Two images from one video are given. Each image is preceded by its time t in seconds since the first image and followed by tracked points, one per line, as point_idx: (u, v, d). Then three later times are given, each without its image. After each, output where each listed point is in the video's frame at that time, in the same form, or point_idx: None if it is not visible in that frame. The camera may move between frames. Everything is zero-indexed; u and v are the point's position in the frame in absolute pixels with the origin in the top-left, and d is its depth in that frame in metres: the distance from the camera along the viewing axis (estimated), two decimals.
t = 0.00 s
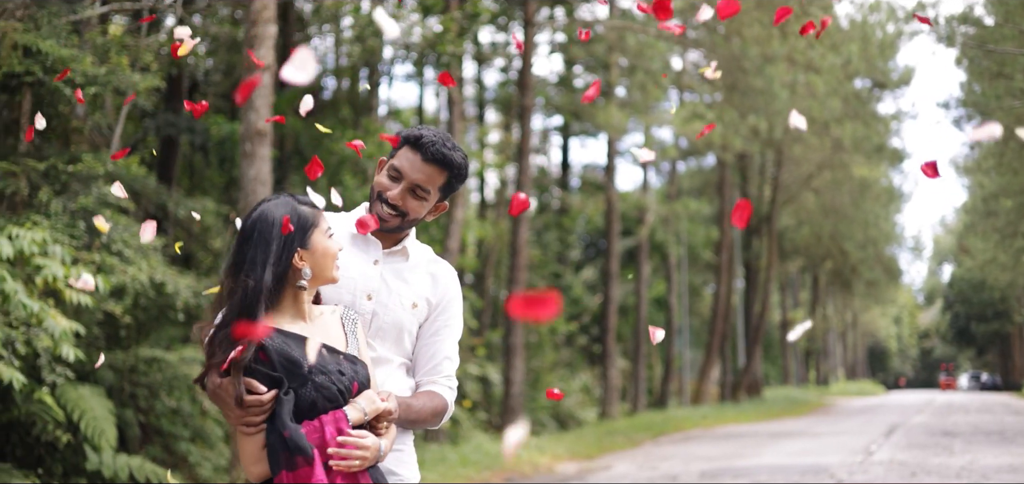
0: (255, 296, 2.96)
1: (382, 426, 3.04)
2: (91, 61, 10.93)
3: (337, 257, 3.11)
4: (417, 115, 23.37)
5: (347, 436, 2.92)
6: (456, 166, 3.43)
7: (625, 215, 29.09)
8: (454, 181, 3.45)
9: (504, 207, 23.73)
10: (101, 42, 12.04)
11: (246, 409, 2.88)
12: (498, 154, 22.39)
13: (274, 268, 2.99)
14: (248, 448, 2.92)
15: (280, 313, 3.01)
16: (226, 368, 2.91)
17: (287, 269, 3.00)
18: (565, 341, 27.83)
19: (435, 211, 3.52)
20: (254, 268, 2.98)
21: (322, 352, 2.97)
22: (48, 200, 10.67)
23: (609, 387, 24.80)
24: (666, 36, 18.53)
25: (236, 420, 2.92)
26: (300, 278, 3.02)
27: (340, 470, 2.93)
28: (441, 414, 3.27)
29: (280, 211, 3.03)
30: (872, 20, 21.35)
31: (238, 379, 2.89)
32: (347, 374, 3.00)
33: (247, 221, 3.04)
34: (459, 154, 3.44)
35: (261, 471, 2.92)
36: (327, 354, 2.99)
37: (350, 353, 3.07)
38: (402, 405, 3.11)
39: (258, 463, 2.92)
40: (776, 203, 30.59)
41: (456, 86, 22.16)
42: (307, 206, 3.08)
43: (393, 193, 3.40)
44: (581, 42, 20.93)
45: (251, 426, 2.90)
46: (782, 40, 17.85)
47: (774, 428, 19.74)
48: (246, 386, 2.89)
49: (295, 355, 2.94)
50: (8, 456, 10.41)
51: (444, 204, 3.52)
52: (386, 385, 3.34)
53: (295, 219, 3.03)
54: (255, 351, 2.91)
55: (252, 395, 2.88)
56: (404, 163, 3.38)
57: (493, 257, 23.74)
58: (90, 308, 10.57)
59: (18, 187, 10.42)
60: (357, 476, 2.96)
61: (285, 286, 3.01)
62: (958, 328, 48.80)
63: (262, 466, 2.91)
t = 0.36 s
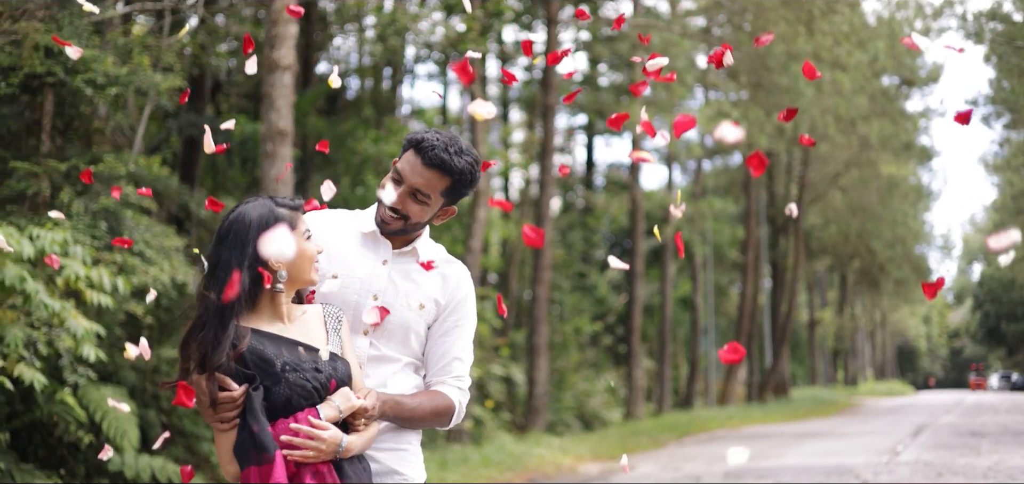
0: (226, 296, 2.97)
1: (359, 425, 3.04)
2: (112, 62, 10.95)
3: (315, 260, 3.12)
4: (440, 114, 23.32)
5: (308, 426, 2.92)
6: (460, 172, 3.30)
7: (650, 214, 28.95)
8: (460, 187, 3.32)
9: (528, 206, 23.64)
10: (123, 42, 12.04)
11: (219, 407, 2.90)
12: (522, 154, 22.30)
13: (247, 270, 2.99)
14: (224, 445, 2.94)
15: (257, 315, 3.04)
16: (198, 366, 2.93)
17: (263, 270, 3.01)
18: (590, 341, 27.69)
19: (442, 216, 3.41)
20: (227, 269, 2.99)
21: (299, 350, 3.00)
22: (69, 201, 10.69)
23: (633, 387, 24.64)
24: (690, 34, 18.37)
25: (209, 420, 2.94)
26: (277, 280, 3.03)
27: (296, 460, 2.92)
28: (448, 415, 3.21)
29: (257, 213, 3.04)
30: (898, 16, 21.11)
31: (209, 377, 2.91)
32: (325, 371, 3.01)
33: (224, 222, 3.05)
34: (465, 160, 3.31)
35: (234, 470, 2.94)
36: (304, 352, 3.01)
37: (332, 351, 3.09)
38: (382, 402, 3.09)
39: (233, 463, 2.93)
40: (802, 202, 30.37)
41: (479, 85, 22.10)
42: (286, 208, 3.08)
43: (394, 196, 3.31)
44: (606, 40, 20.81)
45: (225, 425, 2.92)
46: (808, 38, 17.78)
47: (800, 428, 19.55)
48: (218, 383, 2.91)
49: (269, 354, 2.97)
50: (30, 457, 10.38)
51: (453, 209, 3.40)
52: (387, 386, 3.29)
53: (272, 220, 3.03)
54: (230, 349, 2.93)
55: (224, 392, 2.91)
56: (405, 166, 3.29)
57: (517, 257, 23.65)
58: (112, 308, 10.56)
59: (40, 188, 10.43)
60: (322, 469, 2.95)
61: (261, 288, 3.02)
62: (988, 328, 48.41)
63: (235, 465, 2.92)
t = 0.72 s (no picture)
0: (204, 300, 3.00)
1: (348, 424, 3.00)
2: (133, 62, 11.01)
3: (301, 264, 3.11)
4: (463, 113, 23.30)
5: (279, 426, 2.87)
6: (455, 172, 3.20)
7: (674, 213, 28.81)
8: (457, 187, 3.23)
9: (552, 206, 23.56)
10: (144, 42, 12.09)
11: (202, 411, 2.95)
12: (546, 153, 22.22)
13: (228, 276, 3.02)
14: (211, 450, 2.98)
15: (245, 319, 3.06)
16: (179, 370, 2.99)
17: (245, 277, 3.03)
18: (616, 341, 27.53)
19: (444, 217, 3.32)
20: (208, 275, 3.03)
21: (284, 353, 3.00)
22: (91, 201, 10.72)
23: (658, 388, 24.49)
24: (714, 32, 18.22)
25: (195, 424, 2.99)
26: (259, 286, 3.04)
27: (267, 460, 2.87)
28: (455, 416, 3.15)
29: (241, 218, 3.06)
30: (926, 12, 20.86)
31: (190, 379, 2.97)
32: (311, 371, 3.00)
33: (210, 228, 3.09)
34: (461, 160, 3.22)
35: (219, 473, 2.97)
36: (290, 354, 3.01)
37: (323, 352, 3.09)
38: (372, 400, 3.02)
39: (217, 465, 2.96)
40: (828, 201, 30.11)
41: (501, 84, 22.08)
42: (270, 213, 3.09)
43: (391, 198, 3.25)
44: (629, 38, 20.73)
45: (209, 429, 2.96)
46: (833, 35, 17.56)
47: (826, 429, 19.38)
48: (200, 388, 2.97)
49: (251, 357, 2.98)
50: (52, 458, 10.43)
51: (455, 209, 3.31)
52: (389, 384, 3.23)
53: (254, 226, 3.05)
54: (212, 353, 2.98)
55: (207, 396, 2.95)
56: (401, 167, 3.22)
57: (540, 256, 23.58)
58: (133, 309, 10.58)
59: (61, 189, 10.46)
60: (300, 468, 2.89)
61: (245, 293, 3.04)
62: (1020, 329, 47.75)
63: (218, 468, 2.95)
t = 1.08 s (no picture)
0: (191, 306, 2.97)
1: (344, 425, 2.93)
2: (153, 62, 11.04)
3: (294, 269, 3.04)
4: (487, 113, 23.26)
5: (261, 430, 2.84)
6: (448, 171, 3.13)
7: (698, 212, 28.63)
8: (450, 187, 3.15)
9: (575, 204, 23.49)
10: (165, 42, 12.11)
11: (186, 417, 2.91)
12: (569, 151, 22.14)
13: (215, 282, 2.98)
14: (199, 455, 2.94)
15: (238, 324, 3.02)
16: (168, 375, 2.96)
17: (234, 281, 2.98)
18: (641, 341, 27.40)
19: (442, 217, 3.24)
20: (196, 281, 3.00)
21: (276, 356, 2.94)
22: (112, 202, 10.75)
23: (682, 388, 24.33)
24: (738, 29, 18.04)
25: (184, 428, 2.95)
26: (249, 291, 2.98)
27: (254, 465, 2.84)
28: (460, 416, 3.10)
29: (230, 223, 3.02)
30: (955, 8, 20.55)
31: (177, 386, 2.93)
32: (301, 372, 2.94)
33: (202, 233, 3.06)
34: (454, 160, 3.14)
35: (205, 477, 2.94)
36: (281, 357, 2.95)
37: (320, 352, 3.01)
38: (370, 401, 2.97)
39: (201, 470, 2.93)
40: (855, 199, 29.85)
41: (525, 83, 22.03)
42: (261, 218, 3.04)
43: (385, 199, 3.18)
44: (653, 36, 20.60)
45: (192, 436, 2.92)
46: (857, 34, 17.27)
47: (852, 431, 19.12)
48: (187, 393, 2.92)
49: (239, 360, 2.93)
50: (74, 458, 10.41)
51: (452, 210, 3.23)
52: (392, 383, 3.15)
53: (242, 230, 3.00)
54: (199, 358, 2.93)
55: (193, 401, 2.91)
56: (393, 168, 3.16)
57: (564, 256, 23.49)
58: (155, 310, 10.56)
59: (83, 189, 10.48)
60: (290, 470, 2.86)
61: (234, 298, 3.00)
62: None
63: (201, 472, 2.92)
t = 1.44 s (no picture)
0: (188, 308, 2.97)
1: (342, 423, 2.88)
2: (174, 62, 11.06)
3: (289, 269, 2.99)
4: (510, 112, 23.18)
5: (258, 427, 2.78)
6: (436, 172, 3.02)
7: (723, 211, 28.45)
8: (442, 187, 3.05)
9: (599, 203, 23.37)
10: (185, 43, 12.12)
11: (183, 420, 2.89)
12: (592, 150, 22.02)
13: (209, 283, 2.95)
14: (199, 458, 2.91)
15: (236, 325, 2.98)
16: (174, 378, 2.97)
17: (227, 282, 2.95)
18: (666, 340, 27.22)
19: (438, 217, 3.15)
20: (193, 284, 2.98)
21: (274, 356, 2.90)
22: (133, 202, 10.75)
23: (707, 388, 24.13)
24: (763, 27, 17.87)
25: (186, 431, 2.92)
26: (243, 290, 2.94)
27: (252, 462, 2.78)
28: (464, 415, 3.02)
29: (224, 224, 2.99)
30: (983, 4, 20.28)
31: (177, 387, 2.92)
32: (298, 372, 2.89)
33: (202, 235, 3.05)
34: (443, 160, 3.04)
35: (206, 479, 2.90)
36: (278, 357, 2.91)
37: (318, 352, 2.97)
38: (368, 400, 2.90)
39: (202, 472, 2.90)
40: (882, 198, 29.57)
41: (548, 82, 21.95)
42: (256, 219, 3.00)
43: (378, 200, 3.10)
44: (676, 33, 20.43)
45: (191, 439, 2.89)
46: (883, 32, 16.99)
47: (880, 432, 18.85)
48: (185, 395, 2.90)
49: (235, 359, 2.88)
50: (95, 458, 10.36)
51: (447, 209, 3.13)
52: (395, 382, 3.10)
53: (234, 230, 2.97)
54: (197, 360, 2.91)
55: (190, 402, 2.88)
56: (384, 169, 3.07)
57: (587, 255, 23.37)
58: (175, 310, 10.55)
59: (103, 190, 10.47)
60: (288, 468, 2.79)
61: (229, 300, 2.96)
62: None
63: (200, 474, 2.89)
